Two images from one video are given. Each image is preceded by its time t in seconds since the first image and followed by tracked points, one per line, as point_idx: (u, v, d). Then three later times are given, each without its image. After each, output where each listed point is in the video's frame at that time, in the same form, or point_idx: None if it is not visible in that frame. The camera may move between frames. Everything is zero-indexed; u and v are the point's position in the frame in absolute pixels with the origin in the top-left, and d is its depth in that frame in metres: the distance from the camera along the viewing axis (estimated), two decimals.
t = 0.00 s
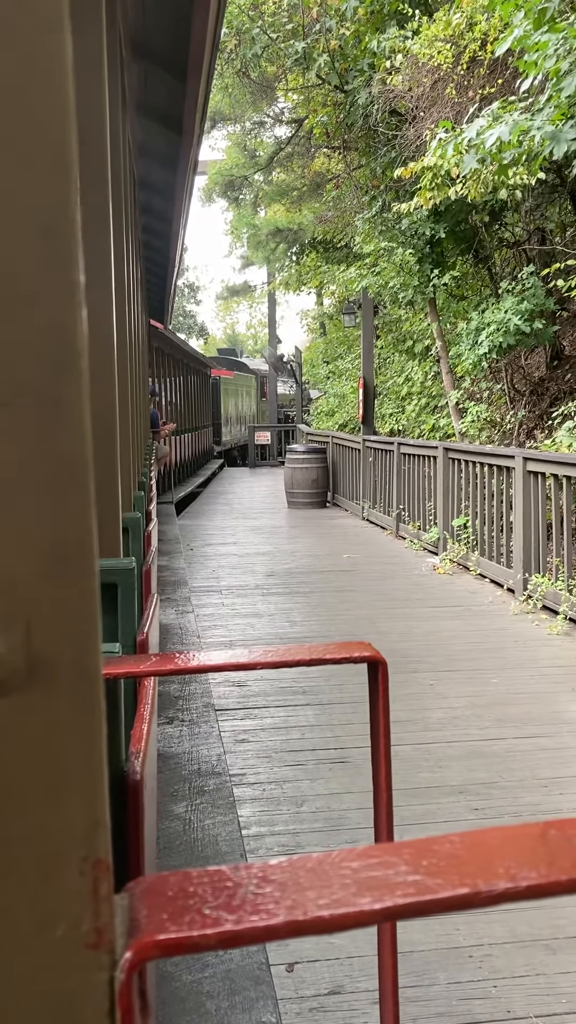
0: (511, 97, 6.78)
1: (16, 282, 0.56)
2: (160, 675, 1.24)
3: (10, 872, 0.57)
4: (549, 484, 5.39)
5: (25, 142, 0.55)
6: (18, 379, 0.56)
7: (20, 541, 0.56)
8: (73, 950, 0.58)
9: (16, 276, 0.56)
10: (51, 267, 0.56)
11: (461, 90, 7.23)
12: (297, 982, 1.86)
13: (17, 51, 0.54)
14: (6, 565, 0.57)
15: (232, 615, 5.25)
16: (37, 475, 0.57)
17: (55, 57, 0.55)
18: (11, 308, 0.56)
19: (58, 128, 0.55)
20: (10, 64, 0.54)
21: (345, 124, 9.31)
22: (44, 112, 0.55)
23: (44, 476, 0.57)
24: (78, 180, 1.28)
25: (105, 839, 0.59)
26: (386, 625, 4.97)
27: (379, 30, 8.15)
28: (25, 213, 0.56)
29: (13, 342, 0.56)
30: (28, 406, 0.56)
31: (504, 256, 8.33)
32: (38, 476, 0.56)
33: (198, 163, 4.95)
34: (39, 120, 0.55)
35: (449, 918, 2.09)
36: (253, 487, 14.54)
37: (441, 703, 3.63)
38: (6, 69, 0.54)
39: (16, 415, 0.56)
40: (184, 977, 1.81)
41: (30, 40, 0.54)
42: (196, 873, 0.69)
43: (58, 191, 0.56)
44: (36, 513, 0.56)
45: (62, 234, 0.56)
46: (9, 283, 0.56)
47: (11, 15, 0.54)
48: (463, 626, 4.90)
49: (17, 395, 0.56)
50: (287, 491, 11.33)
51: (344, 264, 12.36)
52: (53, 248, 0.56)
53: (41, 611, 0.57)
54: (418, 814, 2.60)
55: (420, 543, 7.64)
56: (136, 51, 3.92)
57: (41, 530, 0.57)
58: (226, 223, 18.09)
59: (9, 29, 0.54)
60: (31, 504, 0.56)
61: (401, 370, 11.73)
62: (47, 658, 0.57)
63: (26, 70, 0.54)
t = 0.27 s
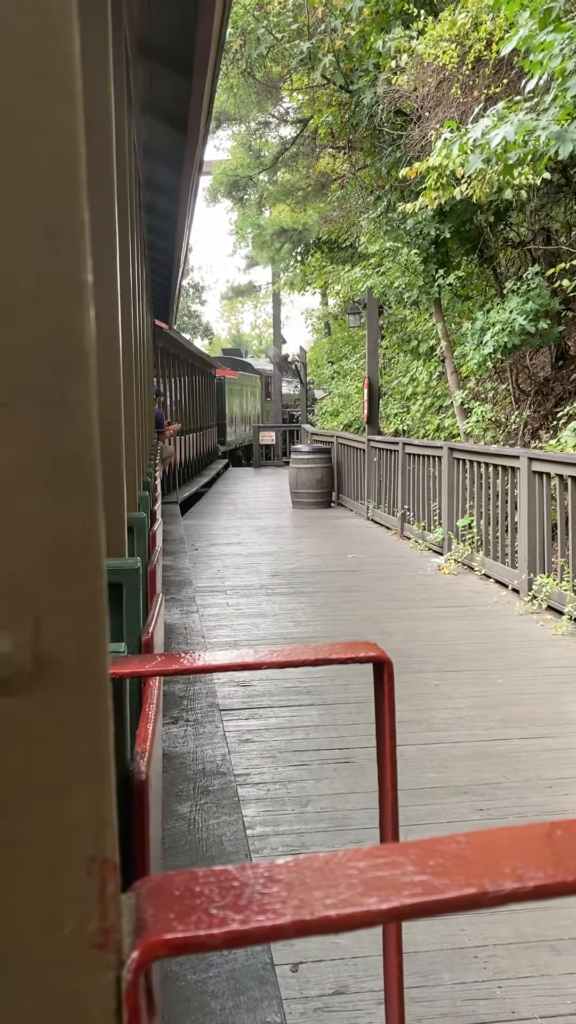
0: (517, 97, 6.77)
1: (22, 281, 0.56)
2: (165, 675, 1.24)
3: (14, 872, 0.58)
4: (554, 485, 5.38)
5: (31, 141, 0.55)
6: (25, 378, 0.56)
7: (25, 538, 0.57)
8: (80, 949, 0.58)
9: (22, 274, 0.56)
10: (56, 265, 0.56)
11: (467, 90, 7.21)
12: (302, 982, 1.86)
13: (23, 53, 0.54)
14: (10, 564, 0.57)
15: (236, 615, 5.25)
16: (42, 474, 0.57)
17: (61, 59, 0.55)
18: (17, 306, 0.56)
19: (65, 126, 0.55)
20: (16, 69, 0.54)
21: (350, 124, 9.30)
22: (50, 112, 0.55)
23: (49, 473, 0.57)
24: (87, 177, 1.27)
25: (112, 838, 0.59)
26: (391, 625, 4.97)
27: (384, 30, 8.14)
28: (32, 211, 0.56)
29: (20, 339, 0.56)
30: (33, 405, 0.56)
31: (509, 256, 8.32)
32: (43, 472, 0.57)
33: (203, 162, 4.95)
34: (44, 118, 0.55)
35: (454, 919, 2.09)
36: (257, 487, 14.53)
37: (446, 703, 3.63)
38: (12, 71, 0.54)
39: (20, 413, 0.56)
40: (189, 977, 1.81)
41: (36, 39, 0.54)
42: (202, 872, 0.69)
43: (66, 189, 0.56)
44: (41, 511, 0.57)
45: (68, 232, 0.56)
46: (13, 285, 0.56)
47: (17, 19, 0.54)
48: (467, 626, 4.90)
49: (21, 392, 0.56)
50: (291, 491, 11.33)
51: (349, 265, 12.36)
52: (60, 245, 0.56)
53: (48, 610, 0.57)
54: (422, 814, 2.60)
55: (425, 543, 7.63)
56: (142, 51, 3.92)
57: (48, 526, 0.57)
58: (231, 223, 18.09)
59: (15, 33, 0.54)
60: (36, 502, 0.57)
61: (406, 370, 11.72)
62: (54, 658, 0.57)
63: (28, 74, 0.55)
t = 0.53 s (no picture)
0: (520, 97, 6.78)
1: (31, 284, 0.58)
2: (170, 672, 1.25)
3: (23, 866, 0.59)
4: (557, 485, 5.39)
5: (41, 148, 0.57)
6: (35, 381, 0.58)
7: (35, 536, 0.58)
8: (89, 942, 0.60)
9: (32, 277, 0.58)
10: (66, 268, 0.58)
11: (470, 90, 7.21)
12: (304, 980, 1.87)
13: (33, 63, 0.56)
14: (20, 564, 0.58)
15: (239, 614, 5.27)
16: (50, 472, 0.58)
17: (70, 68, 0.56)
18: (26, 309, 0.58)
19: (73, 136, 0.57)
20: (28, 78, 0.56)
21: (353, 124, 9.31)
22: (59, 119, 0.57)
23: (57, 471, 0.58)
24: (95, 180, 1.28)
25: (118, 835, 0.60)
26: (393, 624, 4.98)
27: (387, 30, 8.15)
28: (42, 218, 0.57)
29: (29, 339, 0.58)
30: (42, 403, 0.58)
31: (512, 256, 8.33)
32: (52, 469, 0.58)
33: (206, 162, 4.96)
34: (53, 126, 0.57)
35: (456, 918, 2.11)
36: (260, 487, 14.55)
37: (448, 702, 3.64)
38: (23, 79, 0.56)
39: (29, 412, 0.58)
40: (192, 975, 1.82)
41: (46, 49, 0.56)
42: (208, 868, 0.71)
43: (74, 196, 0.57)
44: (49, 508, 0.58)
45: (76, 235, 0.58)
46: (22, 287, 0.58)
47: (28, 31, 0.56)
48: (470, 626, 4.91)
49: (30, 391, 0.58)
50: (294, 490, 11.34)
51: (352, 264, 12.37)
52: (69, 252, 0.58)
53: (56, 606, 0.58)
54: (425, 814, 2.61)
55: (427, 542, 7.64)
56: (147, 51, 3.92)
57: (56, 524, 0.58)
58: (234, 222, 18.10)
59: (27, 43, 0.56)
60: (45, 504, 0.58)
61: (409, 369, 11.73)
62: (63, 655, 0.59)
63: (38, 83, 0.56)
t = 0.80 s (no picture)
0: (525, 96, 6.75)
1: (30, 280, 0.56)
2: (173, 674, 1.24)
3: (21, 869, 0.58)
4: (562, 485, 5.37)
5: (40, 142, 0.55)
6: (33, 379, 0.56)
7: (33, 538, 0.57)
8: (88, 947, 0.58)
9: (31, 273, 0.56)
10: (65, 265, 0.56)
11: (475, 89, 7.19)
12: (307, 982, 1.86)
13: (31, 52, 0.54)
14: (16, 563, 0.57)
15: (243, 614, 5.26)
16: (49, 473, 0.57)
17: (70, 59, 0.55)
18: (24, 306, 0.56)
19: (73, 127, 0.55)
20: (27, 70, 0.54)
21: (358, 123, 9.29)
22: (60, 111, 0.55)
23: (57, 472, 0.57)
24: (94, 176, 1.27)
25: (117, 836, 0.59)
26: (397, 625, 4.96)
27: (392, 29, 8.13)
28: (38, 211, 0.55)
29: (28, 337, 0.56)
30: (41, 403, 0.56)
31: (518, 256, 8.35)
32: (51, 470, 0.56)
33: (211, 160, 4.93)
34: (53, 118, 0.55)
35: (460, 920, 2.09)
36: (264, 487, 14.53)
37: (452, 703, 3.63)
38: (21, 71, 0.54)
39: (27, 411, 0.56)
40: (195, 977, 1.81)
41: (45, 40, 0.54)
42: (209, 870, 0.69)
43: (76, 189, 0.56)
44: (47, 511, 0.57)
45: (76, 232, 0.56)
46: (20, 284, 0.56)
47: (26, 19, 0.54)
48: (475, 626, 4.90)
49: (30, 390, 0.56)
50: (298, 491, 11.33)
51: (357, 264, 12.35)
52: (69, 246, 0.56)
53: (55, 608, 0.57)
54: (429, 815, 2.60)
55: (432, 543, 7.62)
56: (150, 51, 3.91)
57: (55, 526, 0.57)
58: (239, 222, 18.10)
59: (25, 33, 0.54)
60: (43, 505, 0.57)
61: (413, 369, 11.71)
62: (61, 654, 0.57)
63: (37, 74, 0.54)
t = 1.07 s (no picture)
0: (529, 95, 6.74)
1: (32, 274, 0.55)
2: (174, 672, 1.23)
3: (21, 866, 0.57)
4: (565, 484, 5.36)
5: (41, 136, 0.55)
6: (34, 372, 0.56)
7: (31, 534, 0.56)
8: (87, 944, 0.58)
9: (32, 268, 0.55)
10: (67, 260, 0.56)
11: (478, 88, 7.18)
12: (309, 981, 1.85)
13: (33, 47, 0.54)
14: (16, 557, 0.56)
15: (245, 613, 5.25)
16: (50, 468, 0.56)
17: (72, 53, 0.54)
18: (25, 300, 0.55)
19: (75, 120, 0.55)
20: (27, 64, 0.54)
21: (361, 122, 9.28)
22: (61, 106, 0.55)
23: (58, 466, 0.56)
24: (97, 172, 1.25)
25: (118, 835, 0.58)
26: (399, 624, 4.95)
27: (395, 28, 8.12)
28: (38, 204, 0.55)
29: (28, 332, 0.56)
30: (42, 398, 0.56)
31: (520, 255, 8.29)
32: (51, 465, 0.56)
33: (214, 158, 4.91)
34: (55, 113, 0.55)
35: (462, 919, 2.08)
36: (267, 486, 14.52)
37: (454, 703, 3.62)
38: (22, 66, 0.54)
39: (28, 405, 0.56)
40: (196, 976, 1.81)
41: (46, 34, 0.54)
42: (210, 869, 0.69)
43: (76, 184, 0.55)
44: (49, 507, 0.56)
45: (77, 226, 0.56)
46: (20, 279, 0.55)
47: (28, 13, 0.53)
48: (477, 626, 4.89)
49: (31, 386, 0.56)
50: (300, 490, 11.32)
51: (359, 263, 12.34)
52: (69, 240, 0.56)
53: (55, 605, 0.57)
54: (431, 815, 2.59)
55: (434, 542, 7.61)
56: (153, 49, 3.90)
57: (55, 522, 0.56)
58: (241, 221, 18.09)
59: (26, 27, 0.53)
60: (43, 502, 0.56)
61: (416, 369, 11.70)
62: (61, 650, 0.57)
63: (39, 68, 0.54)
